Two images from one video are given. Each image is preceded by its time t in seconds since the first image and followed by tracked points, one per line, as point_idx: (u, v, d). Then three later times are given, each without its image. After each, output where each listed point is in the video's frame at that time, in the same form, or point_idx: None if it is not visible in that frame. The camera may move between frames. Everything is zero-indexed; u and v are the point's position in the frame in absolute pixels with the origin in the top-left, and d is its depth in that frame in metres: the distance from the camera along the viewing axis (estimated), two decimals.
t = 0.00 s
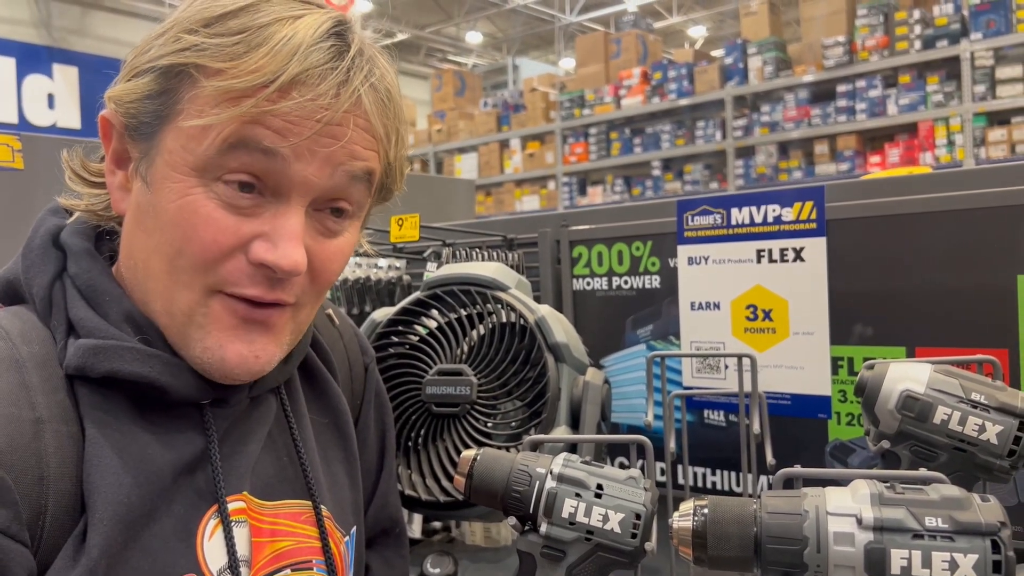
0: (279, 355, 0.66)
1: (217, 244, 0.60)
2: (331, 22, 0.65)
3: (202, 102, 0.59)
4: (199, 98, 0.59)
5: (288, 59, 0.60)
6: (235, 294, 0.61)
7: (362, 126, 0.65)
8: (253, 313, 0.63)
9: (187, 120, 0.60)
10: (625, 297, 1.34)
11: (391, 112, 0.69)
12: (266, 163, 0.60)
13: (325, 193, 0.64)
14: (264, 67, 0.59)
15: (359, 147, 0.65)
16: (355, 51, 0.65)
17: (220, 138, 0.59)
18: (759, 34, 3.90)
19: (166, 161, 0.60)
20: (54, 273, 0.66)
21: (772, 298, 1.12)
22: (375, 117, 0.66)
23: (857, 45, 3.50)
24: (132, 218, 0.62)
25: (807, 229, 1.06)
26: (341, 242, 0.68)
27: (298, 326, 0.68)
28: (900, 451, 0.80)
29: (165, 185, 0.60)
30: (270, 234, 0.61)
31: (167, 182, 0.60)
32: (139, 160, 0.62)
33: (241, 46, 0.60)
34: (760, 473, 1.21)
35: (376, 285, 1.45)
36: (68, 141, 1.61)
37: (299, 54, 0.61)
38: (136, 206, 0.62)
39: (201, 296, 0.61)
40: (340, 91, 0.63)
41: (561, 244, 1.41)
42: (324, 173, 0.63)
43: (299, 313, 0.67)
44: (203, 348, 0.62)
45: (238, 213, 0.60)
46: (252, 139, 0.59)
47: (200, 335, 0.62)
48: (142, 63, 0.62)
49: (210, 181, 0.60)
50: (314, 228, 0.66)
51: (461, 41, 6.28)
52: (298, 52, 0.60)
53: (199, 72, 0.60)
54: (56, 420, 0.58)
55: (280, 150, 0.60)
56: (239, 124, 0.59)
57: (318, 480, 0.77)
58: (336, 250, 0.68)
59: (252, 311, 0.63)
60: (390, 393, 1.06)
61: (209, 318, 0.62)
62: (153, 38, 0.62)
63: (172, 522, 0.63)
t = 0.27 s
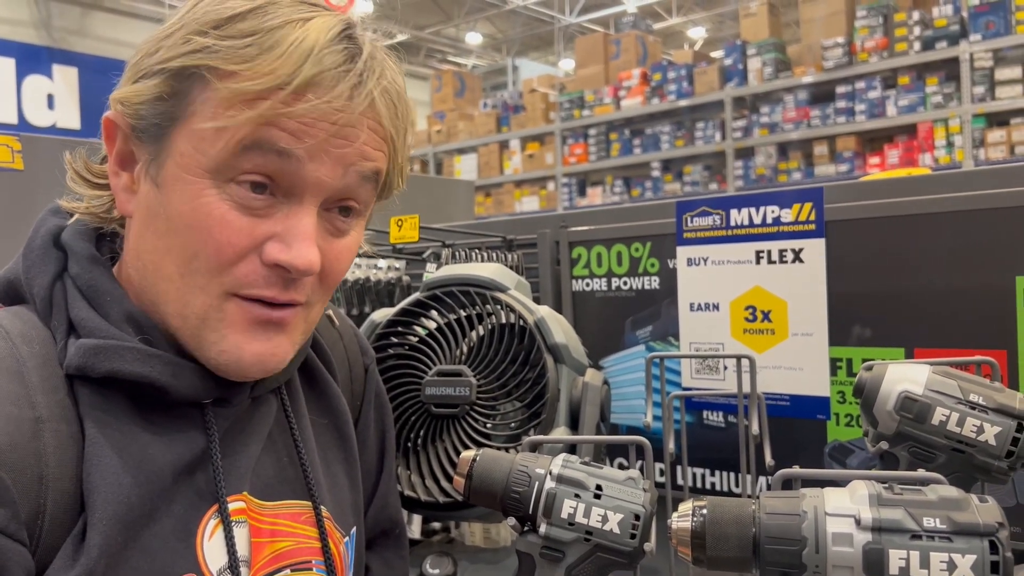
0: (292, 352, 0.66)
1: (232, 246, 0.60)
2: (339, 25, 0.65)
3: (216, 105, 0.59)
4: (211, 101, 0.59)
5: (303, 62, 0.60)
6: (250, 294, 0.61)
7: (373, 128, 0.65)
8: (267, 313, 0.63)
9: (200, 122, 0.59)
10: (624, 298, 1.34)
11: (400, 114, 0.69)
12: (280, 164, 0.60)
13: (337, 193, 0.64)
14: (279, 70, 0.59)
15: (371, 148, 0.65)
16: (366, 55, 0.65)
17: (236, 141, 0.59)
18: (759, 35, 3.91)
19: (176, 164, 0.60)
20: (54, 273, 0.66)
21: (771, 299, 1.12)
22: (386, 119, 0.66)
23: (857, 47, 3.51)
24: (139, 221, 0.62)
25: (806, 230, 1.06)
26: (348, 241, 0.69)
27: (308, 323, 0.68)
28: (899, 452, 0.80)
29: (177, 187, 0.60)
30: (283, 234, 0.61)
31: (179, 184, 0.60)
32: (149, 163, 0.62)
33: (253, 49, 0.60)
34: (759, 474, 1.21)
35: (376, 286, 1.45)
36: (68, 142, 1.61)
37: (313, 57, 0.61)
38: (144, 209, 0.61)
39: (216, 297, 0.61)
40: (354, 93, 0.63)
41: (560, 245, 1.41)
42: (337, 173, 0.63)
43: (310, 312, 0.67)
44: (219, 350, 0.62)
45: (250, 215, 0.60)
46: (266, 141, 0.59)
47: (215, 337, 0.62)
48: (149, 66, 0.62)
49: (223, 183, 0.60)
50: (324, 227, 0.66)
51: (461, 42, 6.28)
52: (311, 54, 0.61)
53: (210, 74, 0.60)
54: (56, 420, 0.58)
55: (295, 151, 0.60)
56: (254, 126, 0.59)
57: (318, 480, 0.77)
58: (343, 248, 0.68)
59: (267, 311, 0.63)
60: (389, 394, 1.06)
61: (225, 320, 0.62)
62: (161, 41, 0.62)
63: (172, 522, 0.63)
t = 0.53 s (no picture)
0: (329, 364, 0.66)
1: (294, 274, 0.58)
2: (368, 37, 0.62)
3: (279, 140, 0.56)
4: (274, 135, 0.56)
5: (365, 96, 0.57)
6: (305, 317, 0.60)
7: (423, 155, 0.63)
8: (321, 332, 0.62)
9: (262, 155, 0.56)
10: (627, 299, 1.35)
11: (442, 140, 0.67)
12: (342, 199, 0.57)
13: (389, 216, 0.62)
14: (340, 106, 0.56)
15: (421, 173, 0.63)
16: (415, 82, 0.63)
17: (302, 178, 0.56)
18: (760, 36, 3.91)
19: (229, 189, 0.56)
20: (62, 275, 0.66)
21: (773, 300, 1.13)
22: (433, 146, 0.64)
23: (858, 48, 3.51)
24: (180, 241, 0.58)
25: (807, 232, 1.07)
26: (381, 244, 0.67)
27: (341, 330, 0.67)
28: (901, 453, 0.81)
29: (234, 217, 0.56)
30: (338, 260, 0.59)
31: (236, 215, 0.56)
32: (191, 184, 0.57)
33: (313, 81, 0.56)
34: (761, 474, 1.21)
35: (379, 286, 1.45)
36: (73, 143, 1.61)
37: (373, 91, 0.58)
38: (185, 229, 0.57)
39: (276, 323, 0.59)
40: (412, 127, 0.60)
41: (563, 246, 1.41)
42: (394, 200, 0.61)
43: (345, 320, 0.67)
44: (275, 371, 0.61)
45: (308, 240, 0.58)
46: (333, 179, 0.56)
47: (271, 359, 0.61)
48: (194, 90, 0.56)
49: (281, 213, 0.56)
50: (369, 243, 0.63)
51: (462, 42, 6.29)
52: (372, 88, 0.58)
53: (270, 106, 0.56)
54: (64, 420, 0.58)
55: (359, 188, 0.57)
56: (322, 165, 0.56)
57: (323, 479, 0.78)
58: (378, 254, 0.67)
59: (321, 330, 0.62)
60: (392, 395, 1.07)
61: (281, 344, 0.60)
62: (203, 61, 0.57)
63: (178, 521, 0.64)
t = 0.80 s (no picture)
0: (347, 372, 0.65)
1: (315, 286, 0.56)
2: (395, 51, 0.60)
3: (310, 158, 0.54)
4: (304, 151, 0.54)
5: (397, 114, 0.56)
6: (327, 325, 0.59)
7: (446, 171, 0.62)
8: (338, 342, 0.61)
9: (293, 173, 0.54)
10: (629, 298, 1.35)
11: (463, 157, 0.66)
12: (369, 220, 0.56)
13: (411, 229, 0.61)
14: (372, 124, 0.55)
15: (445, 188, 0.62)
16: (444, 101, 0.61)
17: (333, 199, 0.54)
18: (761, 36, 3.92)
19: (256, 202, 0.55)
20: (71, 274, 0.66)
21: (775, 299, 1.13)
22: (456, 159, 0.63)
23: (859, 47, 3.52)
24: (202, 250, 0.56)
25: (808, 231, 1.08)
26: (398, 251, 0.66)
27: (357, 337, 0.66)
28: (901, 451, 0.81)
29: (259, 228, 0.55)
30: (362, 271, 0.58)
31: (262, 227, 0.55)
32: (217, 198, 0.56)
33: (345, 97, 0.54)
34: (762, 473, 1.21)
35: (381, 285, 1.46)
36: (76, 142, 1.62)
37: (404, 108, 0.56)
38: (208, 237, 0.56)
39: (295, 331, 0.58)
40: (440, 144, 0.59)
41: (565, 246, 1.42)
42: (418, 216, 0.60)
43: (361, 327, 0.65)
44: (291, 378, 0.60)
45: (331, 253, 0.57)
46: (363, 201, 0.55)
47: (287, 366, 0.59)
48: (222, 101, 0.55)
49: (307, 227, 0.55)
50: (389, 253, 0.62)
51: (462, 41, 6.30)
52: (403, 106, 0.56)
53: (301, 122, 0.54)
54: (74, 420, 0.58)
55: (387, 209, 0.56)
56: (352, 186, 0.54)
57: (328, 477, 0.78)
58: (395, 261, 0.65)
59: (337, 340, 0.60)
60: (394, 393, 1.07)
61: (297, 351, 0.59)
62: (231, 71, 0.55)
63: (188, 520, 0.63)
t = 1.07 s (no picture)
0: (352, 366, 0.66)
1: (331, 294, 0.56)
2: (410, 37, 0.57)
3: (331, 170, 0.53)
4: (324, 163, 0.53)
5: (418, 117, 0.54)
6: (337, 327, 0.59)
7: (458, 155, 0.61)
8: (346, 340, 0.61)
9: (314, 188, 0.53)
10: (628, 297, 1.35)
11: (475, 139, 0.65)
12: (389, 229, 0.56)
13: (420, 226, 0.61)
14: (395, 129, 0.53)
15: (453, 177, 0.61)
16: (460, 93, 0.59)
17: (356, 214, 0.54)
18: (761, 34, 3.92)
19: (271, 215, 0.53)
20: (56, 267, 0.60)
21: (774, 298, 1.14)
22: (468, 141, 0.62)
23: (859, 46, 3.51)
24: (209, 259, 0.55)
25: (808, 230, 1.08)
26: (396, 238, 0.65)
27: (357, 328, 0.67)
28: (899, 450, 0.81)
29: (272, 241, 0.54)
30: (373, 276, 0.57)
31: (276, 241, 0.54)
32: (226, 208, 0.53)
33: (366, 103, 0.53)
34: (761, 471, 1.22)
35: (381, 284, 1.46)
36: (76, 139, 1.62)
37: (424, 107, 0.55)
38: (215, 246, 0.54)
39: (307, 337, 0.58)
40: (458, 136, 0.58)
41: (564, 244, 1.42)
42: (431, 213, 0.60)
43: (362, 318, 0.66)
44: (303, 379, 0.60)
45: (344, 262, 0.56)
46: (384, 212, 0.54)
47: (299, 369, 0.59)
48: (232, 108, 0.51)
49: (322, 238, 0.54)
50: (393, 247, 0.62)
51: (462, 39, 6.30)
52: (423, 105, 0.55)
53: (320, 133, 0.52)
54: (60, 428, 0.53)
55: (406, 218, 0.56)
56: (376, 199, 0.54)
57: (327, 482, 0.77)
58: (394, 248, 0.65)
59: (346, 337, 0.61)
60: (393, 391, 1.07)
61: (310, 356, 0.59)
62: (239, 74, 0.51)
63: (181, 533, 0.60)
